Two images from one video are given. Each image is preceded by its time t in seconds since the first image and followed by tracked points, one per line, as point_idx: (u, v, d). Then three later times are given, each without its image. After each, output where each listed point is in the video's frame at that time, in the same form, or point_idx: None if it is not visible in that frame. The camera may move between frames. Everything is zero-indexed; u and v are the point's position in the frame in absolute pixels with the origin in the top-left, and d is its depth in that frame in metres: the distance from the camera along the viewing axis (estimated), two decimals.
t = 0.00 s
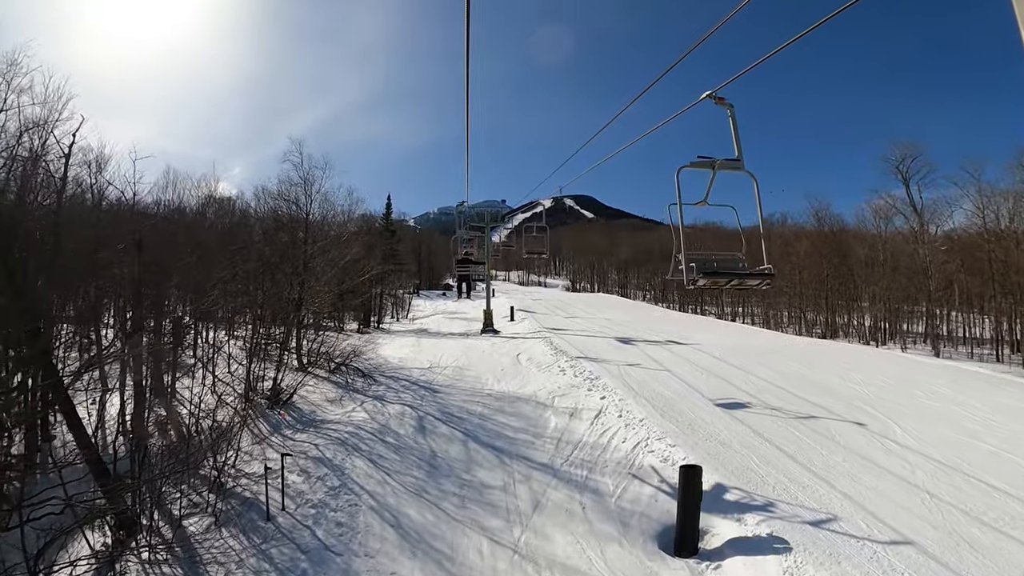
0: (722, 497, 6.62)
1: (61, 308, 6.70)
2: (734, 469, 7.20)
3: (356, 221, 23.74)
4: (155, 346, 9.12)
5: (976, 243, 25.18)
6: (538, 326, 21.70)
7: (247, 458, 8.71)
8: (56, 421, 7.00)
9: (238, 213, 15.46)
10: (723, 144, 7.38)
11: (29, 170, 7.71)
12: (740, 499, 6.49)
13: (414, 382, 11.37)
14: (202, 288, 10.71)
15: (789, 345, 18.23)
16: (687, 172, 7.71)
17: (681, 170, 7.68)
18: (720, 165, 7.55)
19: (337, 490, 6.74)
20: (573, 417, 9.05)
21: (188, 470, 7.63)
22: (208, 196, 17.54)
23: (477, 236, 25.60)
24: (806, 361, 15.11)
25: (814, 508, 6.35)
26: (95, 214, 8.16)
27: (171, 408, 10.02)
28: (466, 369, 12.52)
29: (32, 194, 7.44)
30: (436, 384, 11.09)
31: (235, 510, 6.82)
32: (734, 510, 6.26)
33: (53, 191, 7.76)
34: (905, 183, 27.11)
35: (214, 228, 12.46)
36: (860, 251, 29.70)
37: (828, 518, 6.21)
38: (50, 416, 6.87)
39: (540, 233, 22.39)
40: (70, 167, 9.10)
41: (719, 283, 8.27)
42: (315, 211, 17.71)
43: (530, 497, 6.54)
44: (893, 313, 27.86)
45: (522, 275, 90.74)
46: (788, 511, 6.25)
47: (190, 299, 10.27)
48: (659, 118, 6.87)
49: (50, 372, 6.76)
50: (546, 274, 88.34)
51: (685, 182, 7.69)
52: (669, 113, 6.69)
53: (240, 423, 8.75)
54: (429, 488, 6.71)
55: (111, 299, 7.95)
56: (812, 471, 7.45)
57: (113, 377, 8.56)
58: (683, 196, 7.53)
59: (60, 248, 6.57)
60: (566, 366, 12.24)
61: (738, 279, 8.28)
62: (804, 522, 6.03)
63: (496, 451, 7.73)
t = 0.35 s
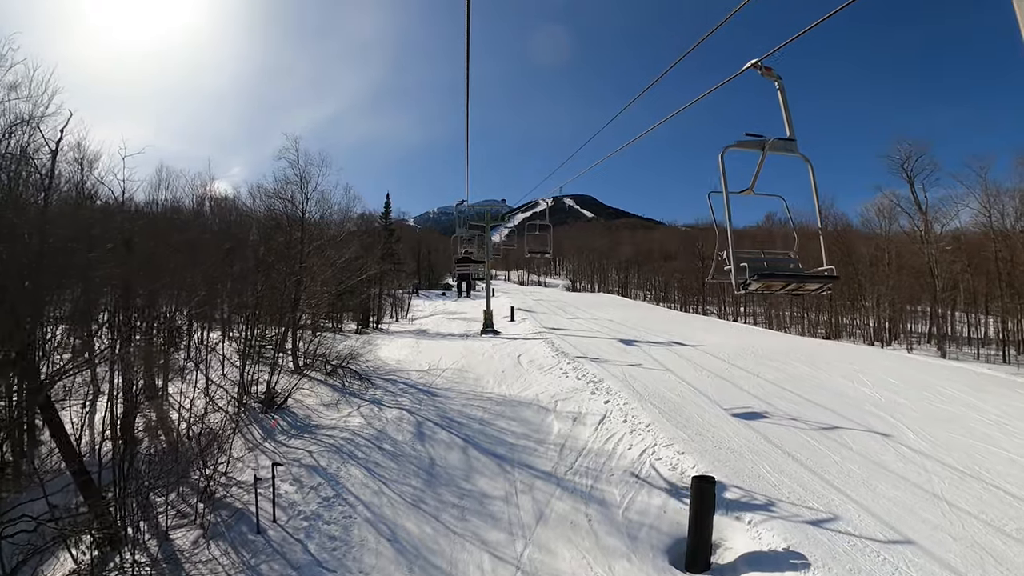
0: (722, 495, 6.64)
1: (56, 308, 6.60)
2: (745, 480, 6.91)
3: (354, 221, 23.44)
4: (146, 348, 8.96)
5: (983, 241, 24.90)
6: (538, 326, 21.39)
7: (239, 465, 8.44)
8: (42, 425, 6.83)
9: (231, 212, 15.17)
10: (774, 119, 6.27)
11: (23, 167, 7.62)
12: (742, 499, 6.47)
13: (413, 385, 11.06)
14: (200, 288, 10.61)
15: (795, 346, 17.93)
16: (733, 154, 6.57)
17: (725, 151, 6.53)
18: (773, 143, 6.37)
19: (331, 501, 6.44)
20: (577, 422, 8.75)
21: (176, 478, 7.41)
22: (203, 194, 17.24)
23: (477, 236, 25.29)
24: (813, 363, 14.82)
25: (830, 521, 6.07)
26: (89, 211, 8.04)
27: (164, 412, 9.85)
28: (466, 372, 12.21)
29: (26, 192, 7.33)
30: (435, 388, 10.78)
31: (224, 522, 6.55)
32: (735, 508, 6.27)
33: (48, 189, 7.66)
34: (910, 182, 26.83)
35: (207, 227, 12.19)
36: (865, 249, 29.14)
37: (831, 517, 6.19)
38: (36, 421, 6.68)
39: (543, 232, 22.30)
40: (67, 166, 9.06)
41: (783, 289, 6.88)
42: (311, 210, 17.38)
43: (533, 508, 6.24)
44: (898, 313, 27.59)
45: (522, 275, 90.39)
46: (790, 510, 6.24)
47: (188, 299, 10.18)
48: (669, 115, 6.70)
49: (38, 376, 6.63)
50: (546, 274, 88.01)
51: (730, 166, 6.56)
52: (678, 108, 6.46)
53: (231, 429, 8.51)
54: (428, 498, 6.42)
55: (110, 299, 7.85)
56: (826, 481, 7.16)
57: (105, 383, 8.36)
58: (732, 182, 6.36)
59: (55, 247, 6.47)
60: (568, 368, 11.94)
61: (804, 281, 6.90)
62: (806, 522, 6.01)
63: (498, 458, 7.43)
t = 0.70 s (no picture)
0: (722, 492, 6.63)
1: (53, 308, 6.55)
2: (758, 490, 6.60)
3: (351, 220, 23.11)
4: (138, 347, 8.81)
5: (991, 241, 24.52)
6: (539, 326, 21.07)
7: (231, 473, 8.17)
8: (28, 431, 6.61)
9: (225, 211, 14.84)
10: (850, 82, 4.56)
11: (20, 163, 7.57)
12: (744, 498, 6.44)
13: (411, 388, 10.75)
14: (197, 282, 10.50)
15: (801, 348, 17.65)
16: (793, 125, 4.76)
17: (784, 127, 4.68)
18: (850, 115, 4.69)
19: (325, 513, 6.14)
20: (581, 427, 8.45)
21: (166, 486, 7.17)
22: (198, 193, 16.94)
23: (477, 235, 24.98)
24: (821, 365, 14.53)
25: (849, 534, 5.78)
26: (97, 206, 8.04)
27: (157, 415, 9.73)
28: (465, 374, 11.90)
29: (23, 190, 7.26)
30: (434, 391, 10.48)
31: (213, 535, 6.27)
32: (747, 520, 6.00)
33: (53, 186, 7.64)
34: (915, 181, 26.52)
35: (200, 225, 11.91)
36: (868, 250, 28.73)
37: (832, 517, 6.16)
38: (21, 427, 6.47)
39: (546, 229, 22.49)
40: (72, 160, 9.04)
41: (860, 302, 5.32)
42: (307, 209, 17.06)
43: (537, 520, 5.95)
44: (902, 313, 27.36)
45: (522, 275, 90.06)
46: (790, 509, 6.21)
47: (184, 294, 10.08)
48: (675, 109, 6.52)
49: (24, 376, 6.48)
50: (546, 273, 87.67)
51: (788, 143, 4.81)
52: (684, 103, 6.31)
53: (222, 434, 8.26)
54: (426, 510, 6.12)
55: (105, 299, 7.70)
56: (843, 490, 6.86)
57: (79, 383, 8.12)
58: (797, 173, 4.60)
59: (55, 246, 6.37)
60: (571, 370, 11.65)
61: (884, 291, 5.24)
62: (806, 521, 6.00)
63: (499, 466, 7.14)
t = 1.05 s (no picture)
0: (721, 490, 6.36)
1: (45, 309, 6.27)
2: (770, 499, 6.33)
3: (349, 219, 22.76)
4: (131, 350, 8.53)
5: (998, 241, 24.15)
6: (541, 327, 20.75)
7: (221, 481, 7.87)
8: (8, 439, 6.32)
9: (222, 211, 14.52)
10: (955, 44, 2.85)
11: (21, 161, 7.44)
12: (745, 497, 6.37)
13: (409, 392, 10.44)
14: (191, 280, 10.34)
15: (807, 349, 17.36)
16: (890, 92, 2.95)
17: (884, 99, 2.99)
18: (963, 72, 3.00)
19: (317, 527, 5.83)
20: (585, 433, 8.16)
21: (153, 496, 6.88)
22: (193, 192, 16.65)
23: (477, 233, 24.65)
24: (829, 367, 14.23)
25: (871, 548, 5.49)
26: (94, 203, 7.91)
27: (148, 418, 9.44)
28: (465, 377, 11.59)
29: (14, 188, 6.90)
30: (433, 395, 10.17)
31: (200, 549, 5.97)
32: (762, 534, 5.71)
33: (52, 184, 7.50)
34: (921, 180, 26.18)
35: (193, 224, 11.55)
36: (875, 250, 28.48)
37: (833, 516, 6.11)
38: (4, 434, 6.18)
39: (551, 228, 22.39)
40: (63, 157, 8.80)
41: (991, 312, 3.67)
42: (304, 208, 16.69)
43: (540, 534, 5.65)
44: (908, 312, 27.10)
45: (523, 275, 89.77)
46: (792, 509, 6.15)
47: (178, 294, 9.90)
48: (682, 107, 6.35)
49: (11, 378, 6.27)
50: (547, 273, 87.36)
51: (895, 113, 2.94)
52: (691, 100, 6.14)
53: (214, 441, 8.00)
54: (424, 522, 5.82)
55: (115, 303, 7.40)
56: (858, 500, 6.58)
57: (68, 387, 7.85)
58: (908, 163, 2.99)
59: (43, 245, 6.14)
60: (573, 373, 11.35)
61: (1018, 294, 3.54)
62: (809, 521, 5.94)
63: (501, 475, 6.85)
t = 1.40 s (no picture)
0: (719, 490, 6.31)
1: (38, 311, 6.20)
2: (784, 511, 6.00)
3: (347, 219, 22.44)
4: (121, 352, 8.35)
5: (1005, 241, 23.81)
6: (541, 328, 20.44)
7: (212, 491, 7.58)
8: None
9: (216, 211, 14.21)
10: None
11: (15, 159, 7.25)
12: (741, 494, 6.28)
13: (408, 397, 10.13)
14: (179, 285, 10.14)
15: (813, 351, 17.06)
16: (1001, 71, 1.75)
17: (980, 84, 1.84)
18: None
19: (309, 542, 5.53)
20: (590, 440, 7.86)
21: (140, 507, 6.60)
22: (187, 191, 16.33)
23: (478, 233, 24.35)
24: (836, 371, 13.94)
25: (895, 564, 5.17)
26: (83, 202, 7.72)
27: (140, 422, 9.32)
28: (466, 380, 11.29)
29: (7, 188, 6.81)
30: (432, 399, 9.87)
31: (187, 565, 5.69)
32: (778, 550, 5.41)
33: (46, 180, 7.39)
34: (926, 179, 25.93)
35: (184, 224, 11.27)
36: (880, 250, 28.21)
37: (832, 515, 6.05)
38: None
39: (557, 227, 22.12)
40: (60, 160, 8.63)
41: None
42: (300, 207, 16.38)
43: (544, 549, 5.34)
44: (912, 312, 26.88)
45: (523, 274, 89.45)
46: (791, 509, 6.07)
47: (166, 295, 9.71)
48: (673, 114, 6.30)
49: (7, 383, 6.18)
50: (547, 273, 87.05)
51: None
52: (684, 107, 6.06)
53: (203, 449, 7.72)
54: (421, 537, 5.52)
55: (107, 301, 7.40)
56: (877, 512, 6.28)
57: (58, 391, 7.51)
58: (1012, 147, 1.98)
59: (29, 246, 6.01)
60: (576, 376, 11.06)
61: None
62: (808, 521, 5.87)
63: (503, 485, 6.56)
